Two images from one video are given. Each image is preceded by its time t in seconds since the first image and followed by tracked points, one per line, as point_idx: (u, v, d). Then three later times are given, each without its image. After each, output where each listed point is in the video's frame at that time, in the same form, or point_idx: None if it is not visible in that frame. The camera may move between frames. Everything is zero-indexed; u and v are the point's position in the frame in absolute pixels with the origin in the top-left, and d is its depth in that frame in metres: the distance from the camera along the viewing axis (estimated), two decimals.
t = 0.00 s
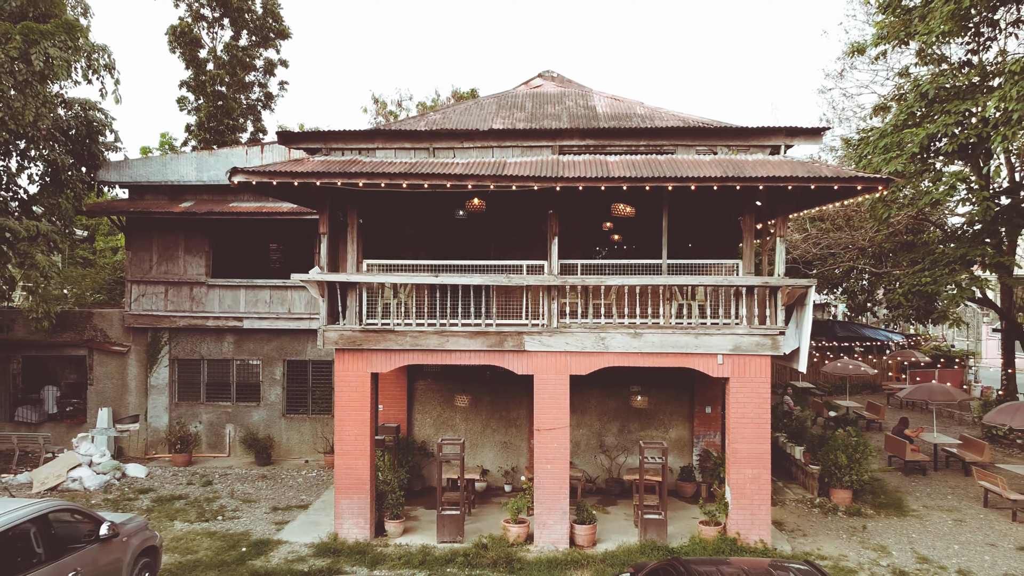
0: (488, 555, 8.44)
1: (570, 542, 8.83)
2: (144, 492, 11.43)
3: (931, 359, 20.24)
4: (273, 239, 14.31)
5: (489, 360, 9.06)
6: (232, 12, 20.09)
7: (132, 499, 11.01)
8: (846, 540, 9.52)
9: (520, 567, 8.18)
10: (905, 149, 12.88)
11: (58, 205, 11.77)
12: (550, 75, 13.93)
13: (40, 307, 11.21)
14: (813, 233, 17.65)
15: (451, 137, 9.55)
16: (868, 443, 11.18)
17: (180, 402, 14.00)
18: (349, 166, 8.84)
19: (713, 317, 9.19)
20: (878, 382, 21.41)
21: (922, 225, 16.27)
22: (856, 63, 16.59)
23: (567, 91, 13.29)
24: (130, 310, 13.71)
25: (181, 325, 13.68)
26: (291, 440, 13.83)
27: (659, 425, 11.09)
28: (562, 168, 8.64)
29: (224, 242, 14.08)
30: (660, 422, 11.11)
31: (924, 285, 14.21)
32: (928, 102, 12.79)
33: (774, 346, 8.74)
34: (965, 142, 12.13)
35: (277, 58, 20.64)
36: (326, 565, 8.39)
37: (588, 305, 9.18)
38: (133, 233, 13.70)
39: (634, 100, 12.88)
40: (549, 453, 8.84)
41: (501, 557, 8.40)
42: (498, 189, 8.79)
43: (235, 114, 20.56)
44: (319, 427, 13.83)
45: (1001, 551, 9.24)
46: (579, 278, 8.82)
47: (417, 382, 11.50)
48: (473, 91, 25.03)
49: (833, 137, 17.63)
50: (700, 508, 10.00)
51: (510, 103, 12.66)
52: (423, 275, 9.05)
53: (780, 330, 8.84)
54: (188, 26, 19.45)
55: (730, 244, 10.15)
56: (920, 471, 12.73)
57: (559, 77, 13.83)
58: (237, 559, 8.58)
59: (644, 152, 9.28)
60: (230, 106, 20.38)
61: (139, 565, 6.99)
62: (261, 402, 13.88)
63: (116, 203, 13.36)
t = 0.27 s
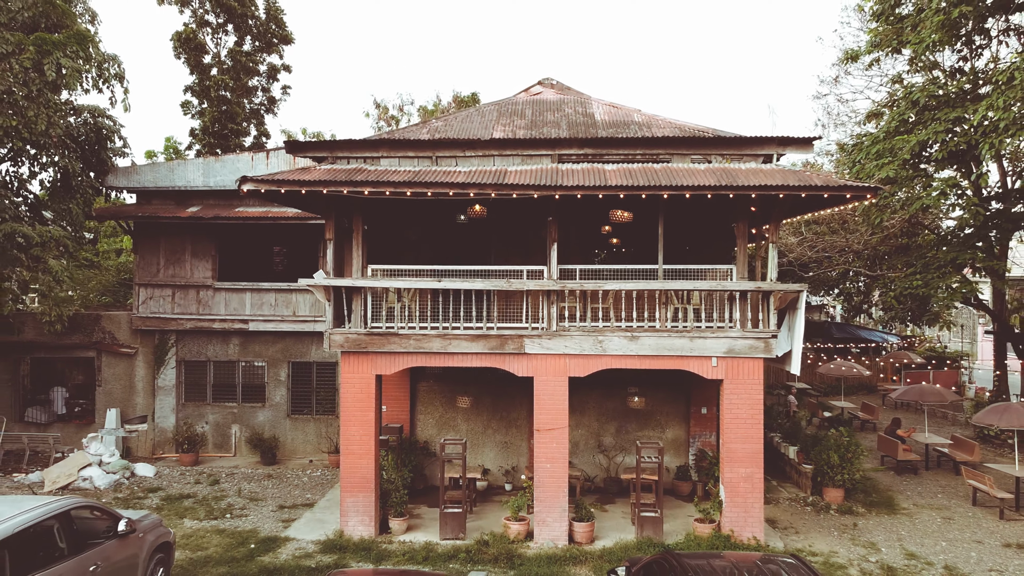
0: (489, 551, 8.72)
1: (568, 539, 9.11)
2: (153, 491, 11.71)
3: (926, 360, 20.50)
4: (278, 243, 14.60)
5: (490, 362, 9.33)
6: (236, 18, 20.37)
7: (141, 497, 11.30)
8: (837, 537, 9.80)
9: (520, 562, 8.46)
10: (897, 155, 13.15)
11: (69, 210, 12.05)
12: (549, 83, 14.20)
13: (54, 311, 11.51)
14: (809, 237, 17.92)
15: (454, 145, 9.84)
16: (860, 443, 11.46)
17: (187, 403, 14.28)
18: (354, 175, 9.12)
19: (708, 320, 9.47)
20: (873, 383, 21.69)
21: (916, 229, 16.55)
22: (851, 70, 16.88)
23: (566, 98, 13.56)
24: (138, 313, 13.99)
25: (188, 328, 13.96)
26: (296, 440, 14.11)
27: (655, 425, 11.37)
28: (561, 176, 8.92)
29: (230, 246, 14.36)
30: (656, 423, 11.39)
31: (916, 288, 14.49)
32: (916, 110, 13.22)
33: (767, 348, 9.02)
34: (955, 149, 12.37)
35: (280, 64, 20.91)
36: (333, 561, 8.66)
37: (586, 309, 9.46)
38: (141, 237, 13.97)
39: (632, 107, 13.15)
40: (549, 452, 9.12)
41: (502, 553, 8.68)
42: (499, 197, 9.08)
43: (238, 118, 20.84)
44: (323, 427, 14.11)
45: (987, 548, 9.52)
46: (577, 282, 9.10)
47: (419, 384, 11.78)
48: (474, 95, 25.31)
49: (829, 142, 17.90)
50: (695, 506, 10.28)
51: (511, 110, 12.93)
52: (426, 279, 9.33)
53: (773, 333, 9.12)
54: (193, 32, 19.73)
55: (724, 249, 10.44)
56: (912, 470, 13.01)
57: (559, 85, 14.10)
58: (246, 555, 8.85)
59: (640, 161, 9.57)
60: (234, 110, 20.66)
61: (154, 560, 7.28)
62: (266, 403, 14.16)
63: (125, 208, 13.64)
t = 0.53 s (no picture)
0: (490, 548, 9.00)
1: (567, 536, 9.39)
2: (161, 489, 11.99)
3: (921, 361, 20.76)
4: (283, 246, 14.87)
5: (491, 364, 9.61)
6: (240, 24, 20.63)
7: (150, 496, 11.58)
8: (829, 534, 10.08)
9: (520, 558, 8.74)
10: (888, 161, 13.41)
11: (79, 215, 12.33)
12: (549, 89, 14.46)
13: (66, 313, 11.81)
14: (804, 240, 18.20)
15: (456, 154, 10.12)
16: (853, 443, 11.74)
17: (193, 403, 14.56)
18: (360, 183, 9.39)
19: (703, 324, 9.74)
20: (869, 383, 21.95)
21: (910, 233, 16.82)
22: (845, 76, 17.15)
23: (565, 105, 13.83)
24: (145, 315, 14.27)
25: (195, 330, 14.24)
26: (300, 440, 14.38)
27: (652, 426, 11.65)
28: (560, 184, 9.19)
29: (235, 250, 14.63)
30: (654, 423, 11.67)
31: (908, 290, 14.76)
32: (908, 118, 13.42)
33: (760, 351, 9.29)
34: (945, 155, 12.62)
35: (283, 69, 21.17)
36: (339, 557, 8.95)
37: (585, 313, 9.73)
38: (148, 241, 14.26)
39: (630, 114, 13.40)
40: (548, 452, 9.39)
41: (503, 549, 8.97)
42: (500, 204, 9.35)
43: (242, 122, 21.11)
44: (327, 427, 14.38)
45: (974, 545, 9.80)
46: (576, 287, 9.37)
47: (422, 385, 12.05)
48: (474, 99, 25.57)
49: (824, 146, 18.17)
50: (691, 504, 10.56)
51: (511, 117, 13.20)
52: (429, 284, 9.60)
53: (766, 336, 9.40)
54: (198, 38, 20.00)
55: (719, 254, 10.73)
56: (904, 469, 13.29)
57: (559, 91, 14.36)
58: (254, 552, 9.13)
59: (637, 169, 9.87)
60: (237, 115, 20.93)
61: (169, 555, 7.58)
62: (272, 404, 14.44)
63: (133, 212, 13.92)
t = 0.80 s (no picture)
0: (491, 544, 9.28)
1: (566, 533, 9.68)
2: (169, 488, 12.27)
3: (916, 362, 21.05)
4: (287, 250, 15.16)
5: (492, 367, 9.90)
6: (244, 30, 20.92)
7: (159, 495, 11.86)
8: (821, 532, 10.36)
9: (521, 554, 9.02)
10: (881, 166, 13.68)
11: (89, 220, 12.58)
12: (549, 96, 14.75)
13: (76, 317, 12.08)
14: (800, 243, 18.49)
15: (458, 162, 10.42)
16: (845, 443, 12.02)
17: (200, 404, 14.84)
18: (365, 191, 9.68)
19: (698, 327, 10.02)
20: (865, 384, 22.22)
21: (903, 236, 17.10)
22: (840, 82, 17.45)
23: (565, 112, 14.12)
24: (153, 317, 14.56)
25: (201, 332, 14.52)
26: (305, 440, 14.66)
27: (649, 426, 11.93)
28: (560, 192, 9.48)
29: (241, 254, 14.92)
30: (651, 423, 11.95)
31: (901, 293, 15.05)
32: (901, 125, 13.57)
33: (753, 353, 9.57)
34: (936, 162, 12.88)
35: (287, 74, 21.46)
36: (345, 553, 9.23)
37: (583, 316, 10.01)
38: (156, 244, 14.54)
39: (628, 121, 13.69)
40: (548, 451, 9.68)
41: (504, 545, 9.26)
42: (501, 211, 9.64)
43: (246, 127, 21.40)
44: (331, 427, 14.66)
45: (961, 542, 10.08)
46: (575, 291, 9.66)
47: (424, 386, 12.34)
48: (475, 103, 25.84)
49: (819, 151, 18.46)
50: (687, 503, 10.85)
51: (512, 124, 13.50)
52: (432, 288, 9.88)
53: (759, 340, 9.69)
54: (202, 44, 20.29)
55: (714, 259, 11.02)
56: (896, 469, 13.57)
57: (558, 99, 14.64)
58: (263, 548, 9.42)
59: (634, 177, 10.17)
60: (242, 119, 21.22)
61: (183, 550, 7.88)
62: (276, 405, 14.72)
63: (140, 217, 14.21)
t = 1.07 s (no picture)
0: (493, 541, 9.57)
1: (565, 530, 9.97)
2: (178, 487, 12.56)
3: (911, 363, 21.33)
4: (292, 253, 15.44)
5: (493, 368, 10.18)
6: (248, 36, 21.21)
7: (168, 494, 12.14)
8: (813, 529, 10.65)
9: (521, 551, 9.31)
10: (873, 172, 13.96)
11: (99, 225, 12.86)
12: (548, 103, 15.03)
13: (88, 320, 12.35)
14: (796, 246, 18.77)
15: (460, 169, 10.71)
16: (838, 443, 12.31)
17: (206, 405, 15.13)
18: (370, 198, 9.97)
19: (693, 330, 10.31)
20: (861, 385, 22.50)
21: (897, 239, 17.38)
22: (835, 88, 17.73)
23: (564, 118, 14.40)
24: (160, 319, 14.84)
25: (207, 334, 14.81)
26: (309, 440, 14.95)
27: (647, 426, 12.22)
28: (559, 200, 9.77)
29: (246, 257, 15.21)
30: (648, 424, 12.24)
31: (894, 296, 15.33)
32: (893, 133, 13.75)
33: (747, 356, 9.86)
34: (927, 169, 13.14)
35: (290, 79, 21.75)
36: (350, 549, 9.52)
37: (581, 319, 10.30)
38: (163, 248, 14.82)
39: (626, 128, 13.97)
40: (547, 451, 9.97)
41: (505, 542, 9.55)
42: (502, 218, 9.92)
43: (250, 131, 21.69)
44: (335, 428, 14.95)
45: (949, 539, 10.37)
46: (573, 295, 9.94)
47: (426, 387, 12.63)
48: (476, 106, 26.11)
49: (815, 156, 18.74)
50: (682, 501, 11.14)
51: (512, 131, 13.78)
52: (435, 292, 10.16)
53: (752, 342, 9.98)
54: (207, 50, 20.59)
55: (709, 263, 11.31)
56: (888, 468, 13.86)
57: (557, 105, 14.92)
58: (271, 545, 9.71)
59: (631, 184, 10.46)
60: (245, 124, 21.51)
61: (195, 546, 8.17)
62: (281, 405, 15.01)
63: (148, 221, 14.49)
